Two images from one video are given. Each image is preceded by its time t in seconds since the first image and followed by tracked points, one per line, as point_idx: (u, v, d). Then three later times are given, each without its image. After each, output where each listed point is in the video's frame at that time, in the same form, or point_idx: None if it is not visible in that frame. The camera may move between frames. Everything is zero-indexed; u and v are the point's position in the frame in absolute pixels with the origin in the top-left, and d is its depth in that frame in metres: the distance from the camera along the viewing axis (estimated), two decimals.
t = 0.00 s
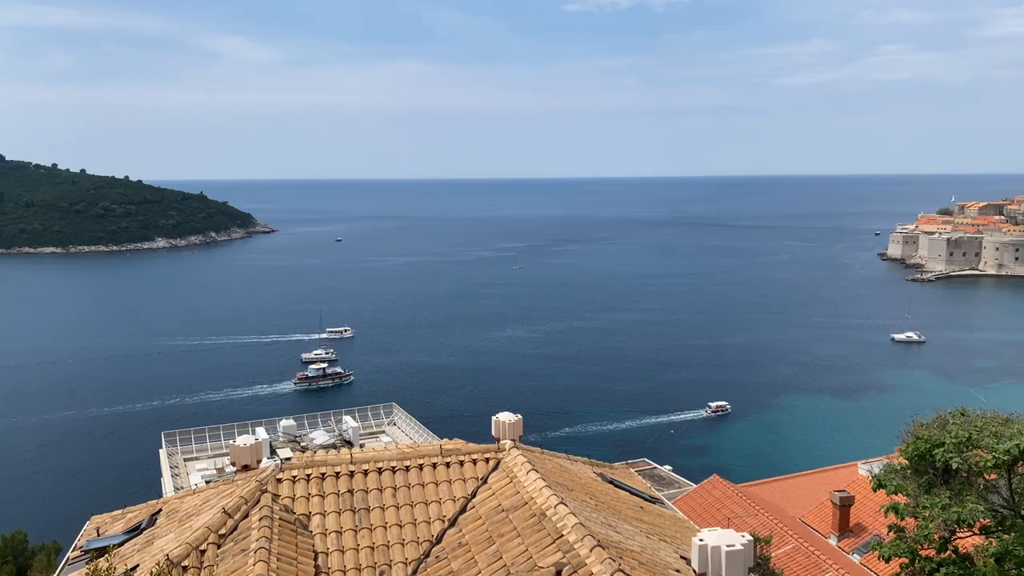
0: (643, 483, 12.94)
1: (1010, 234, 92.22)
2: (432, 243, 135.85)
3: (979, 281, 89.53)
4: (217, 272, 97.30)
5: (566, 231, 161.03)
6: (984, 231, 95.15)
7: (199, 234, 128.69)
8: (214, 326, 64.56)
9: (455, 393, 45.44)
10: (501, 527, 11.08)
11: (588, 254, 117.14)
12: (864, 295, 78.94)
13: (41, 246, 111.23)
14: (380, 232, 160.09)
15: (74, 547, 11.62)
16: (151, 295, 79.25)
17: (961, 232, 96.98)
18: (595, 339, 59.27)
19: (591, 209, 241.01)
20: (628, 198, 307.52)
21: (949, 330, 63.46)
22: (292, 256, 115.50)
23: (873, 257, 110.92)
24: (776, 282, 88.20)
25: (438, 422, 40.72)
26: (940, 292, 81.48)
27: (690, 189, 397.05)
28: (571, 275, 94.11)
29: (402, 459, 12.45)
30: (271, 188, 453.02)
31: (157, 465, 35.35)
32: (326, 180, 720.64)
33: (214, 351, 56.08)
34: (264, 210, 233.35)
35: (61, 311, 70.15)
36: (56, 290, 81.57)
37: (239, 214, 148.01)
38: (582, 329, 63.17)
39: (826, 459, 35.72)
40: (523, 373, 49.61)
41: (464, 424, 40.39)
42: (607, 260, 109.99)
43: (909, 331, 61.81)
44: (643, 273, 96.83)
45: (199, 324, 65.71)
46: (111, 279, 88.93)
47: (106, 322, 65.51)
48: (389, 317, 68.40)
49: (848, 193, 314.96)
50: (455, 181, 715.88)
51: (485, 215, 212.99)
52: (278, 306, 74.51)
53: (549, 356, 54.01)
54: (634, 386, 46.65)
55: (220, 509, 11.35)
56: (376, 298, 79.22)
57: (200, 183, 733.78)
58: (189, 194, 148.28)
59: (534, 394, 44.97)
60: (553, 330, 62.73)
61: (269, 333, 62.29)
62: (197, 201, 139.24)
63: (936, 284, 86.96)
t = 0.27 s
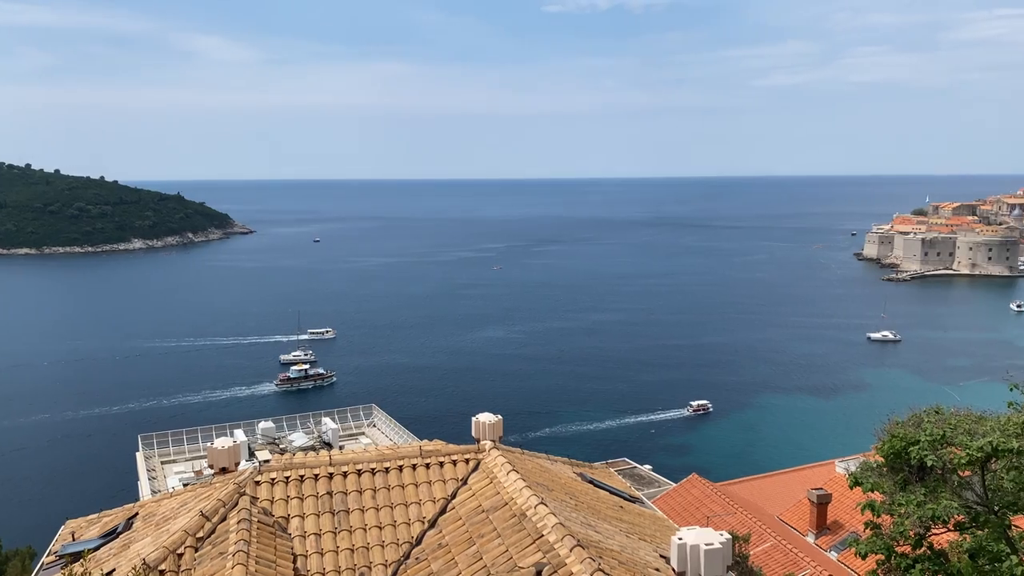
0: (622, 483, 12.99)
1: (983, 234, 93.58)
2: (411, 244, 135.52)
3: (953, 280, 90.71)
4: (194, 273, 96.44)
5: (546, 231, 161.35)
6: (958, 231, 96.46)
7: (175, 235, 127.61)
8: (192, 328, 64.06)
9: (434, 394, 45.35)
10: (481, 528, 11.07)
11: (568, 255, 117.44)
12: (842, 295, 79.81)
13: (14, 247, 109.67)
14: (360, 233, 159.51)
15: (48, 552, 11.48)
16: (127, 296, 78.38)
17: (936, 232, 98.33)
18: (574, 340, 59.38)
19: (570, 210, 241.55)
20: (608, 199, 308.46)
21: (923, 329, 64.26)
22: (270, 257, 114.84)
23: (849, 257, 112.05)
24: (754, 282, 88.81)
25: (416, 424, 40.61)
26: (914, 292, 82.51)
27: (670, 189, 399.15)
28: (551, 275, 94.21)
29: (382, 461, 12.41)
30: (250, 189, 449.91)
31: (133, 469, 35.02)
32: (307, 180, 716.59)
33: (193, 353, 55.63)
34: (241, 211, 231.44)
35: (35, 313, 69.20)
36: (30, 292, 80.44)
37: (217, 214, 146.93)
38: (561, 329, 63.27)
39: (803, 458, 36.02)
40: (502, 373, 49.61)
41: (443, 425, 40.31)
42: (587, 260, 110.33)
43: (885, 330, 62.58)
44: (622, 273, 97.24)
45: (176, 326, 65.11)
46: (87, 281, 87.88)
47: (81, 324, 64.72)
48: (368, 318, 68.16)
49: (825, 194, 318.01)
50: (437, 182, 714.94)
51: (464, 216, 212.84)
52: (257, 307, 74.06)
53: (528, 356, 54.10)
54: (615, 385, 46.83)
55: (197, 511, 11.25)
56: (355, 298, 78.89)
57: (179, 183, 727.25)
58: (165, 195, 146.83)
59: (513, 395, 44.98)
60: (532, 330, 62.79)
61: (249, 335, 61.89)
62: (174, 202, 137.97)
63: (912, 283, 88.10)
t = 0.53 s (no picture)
0: (600, 483, 13.04)
1: (954, 234, 94.76)
2: (390, 245, 135.20)
3: (925, 280, 92.05)
4: (170, 275, 95.54)
5: (524, 232, 161.57)
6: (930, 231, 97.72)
7: (150, 237, 126.39)
8: (169, 331, 63.48)
9: (412, 395, 45.32)
10: (459, 529, 11.05)
11: (547, 256, 117.73)
12: (818, 295, 80.66)
13: None
14: (338, 234, 158.83)
15: (20, 558, 11.31)
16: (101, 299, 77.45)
17: (908, 233, 99.72)
18: (553, 340, 59.55)
19: (549, 210, 242.18)
20: (586, 200, 309.29)
21: (897, 328, 65.16)
22: (246, 259, 114.00)
23: (824, 257, 113.28)
24: (732, 282, 89.53)
25: (394, 425, 40.56)
26: (888, 291, 83.61)
27: (649, 190, 401.14)
28: (530, 277, 94.44)
29: (359, 463, 12.36)
30: (228, 190, 446.33)
31: (107, 473, 34.64)
32: (287, 181, 712.05)
33: (169, 356, 55.14)
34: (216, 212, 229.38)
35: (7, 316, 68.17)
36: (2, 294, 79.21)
37: (192, 216, 145.75)
38: (540, 330, 63.42)
39: (780, 456, 36.40)
40: (480, 374, 49.68)
41: (421, 426, 40.29)
42: (566, 261, 110.65)
43: (859, 329, 63.42)
44: (600, 274, 97.69)
45: (152, 328, 64.51)
46: (61, 283, 86.75)
47: (54, 327, 63.87)
48: (347, 320, 67.96)
49: (802, 195, 321.15)
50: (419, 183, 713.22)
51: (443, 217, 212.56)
52: (234, 309, 73.54)
53: (507, 357, 54.16)
54: (593, 386, 47.04)
55: (172, 515, 11.12)
56: (333, 300, 78.60)
57: (158, 184, 720.42)
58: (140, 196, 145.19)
59: (492, 396, 45.06)
60: (510, 331, 62.92)
61: (228, 337, 61.46)
62: (149, 203, 136.54)
63: (886, 283, 89.28)
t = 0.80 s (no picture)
0: (577, 484, 13.07)
1: (925, 236, 96.27)
2: (366, 247, 134.64)
3: (897, 281, 93.37)
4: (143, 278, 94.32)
5: (501, 234, 161.53)
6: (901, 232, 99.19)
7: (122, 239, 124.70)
8: (141, 334, 62.67)
9: (389, 398, 45.16)
10: (436, 532, 11.01)
11: (523, 257, 117.87)
12: (792, 296, 81.49)
13: None
14: (314, 236, 157.85)
15: None
16: (71, 303, 76.21)
17: (879, 233, 101.13)
18: (529, 342, 59.62)
19: (525, 212, 242.50)
20: (563, 202, 309.62)
21: (868, 328, 66.08)
22: (220, 262, 112.89)
23: (798, 258, 114.51)
24: (707, 283, 90.18)
25: (370, 428, 40.38)
26: (860, 292, 84.74)
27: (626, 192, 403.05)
28: (507, 279, 94.52)
29: (335, 467, 12.31)
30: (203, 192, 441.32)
31: (77, 480, 34.10)
32: (264, 183, 706.09)
33: (143, 360, 54.44)
34: (188, 214, 226.59)
35: None
36: None
37: (165, 218, 144.04)
38: (517, 332, 63.47)
39: (755, 456, 36.72)
40: (457, 376, 49.63)
41: (397, 429, 40.15)
42: (542, 263, 110.82)
43: (832, 329, 64.20)
44: (576, 275, 97.95)
45: (124, 331, 63.71)
46: (30, 287, 85.19)
47: (22, 332, 62.72)
48: (322, 322, 67.60)
49: (776, 197, 324.40)
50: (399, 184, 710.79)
51: (419, 219, 211.98)
52: (208, 312, 72.79)
53: (483, 359, 54.16)
54: (571, 387, 47.17)
55: (145, 521, 10.96)
56: (308, 302, 78.13)
57: (134, 186, 711.68)
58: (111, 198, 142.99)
59: (469, 397, 45.01)
60: (487, 333, 62.93)
61: (203, 340, 60.84)
62: (120, 206, 134.66)
63: (859, 284, 90.45)
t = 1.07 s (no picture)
0: (553, 485, 13.04)
1: (894, 237, 97.67)
2: (341, 249, 134.06)
3: (867, 281, 94.65)
4: (114, 281, 93.02)
5: (477, 236, 161.41)
6: (871, 233, 100.55)
7: (92, 242, 122.83)
8: (112, 339, 61.82)
9: (363, 401, 44.97)
10: (411, 535, 10.95)
11: (498, 260, 117.88)
12: (766, 296, 82.31)
13: None
14: (288, 238, 156.70)
15: None
16: (38, 307, 74.87)
17: (850, 234, 102.46)
18: (505, 344, 59.68)
19: (500, 214, 242.77)
20: (538, 204, 309.83)
21: (839, 328, 66.90)
22: (192, 265, 111.59)
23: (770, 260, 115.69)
24: (682, 285, 90.77)
25: (344, 432, 40.14)
26: (832, 292, 85.79)
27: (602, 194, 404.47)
28: (482, 281, 94.52)
29: (309, 471, 12.26)
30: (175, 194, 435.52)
31: (44, 488, 33.54)
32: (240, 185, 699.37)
33: (114, 365, 53.72)
34: (158, 217, 223.41)
35: None
36: None
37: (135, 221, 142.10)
38: (491, 334, 63.51)
39: (728, 457, 37.04)
40: (432, 379, 49.56)
41: (372, 433, 39.96)
42: (518, 265, 110.96)
43: (804, 329, 65.02)
44: (552, 277, 98.19)
45: (95, 336, 62.79)
46: None
47: None
48: (296, 326, 67.14)
49: (750, 198, 327.02)
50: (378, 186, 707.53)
51: (394, 221, 211.14)
52: (180, 316, 72.01)
53: (458, 362, 54.16)
54: (547, 388, 47.30)
55: (116, 527, 10.77)
56: (282, 305, 77.58)
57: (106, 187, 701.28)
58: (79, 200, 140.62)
59: (444, 400, 44.92)
60: (461, 336, 62.88)
61: (176, 344, 60.22)
62: (90, 208, 132.57)
63: (831, 284, 91.59)
